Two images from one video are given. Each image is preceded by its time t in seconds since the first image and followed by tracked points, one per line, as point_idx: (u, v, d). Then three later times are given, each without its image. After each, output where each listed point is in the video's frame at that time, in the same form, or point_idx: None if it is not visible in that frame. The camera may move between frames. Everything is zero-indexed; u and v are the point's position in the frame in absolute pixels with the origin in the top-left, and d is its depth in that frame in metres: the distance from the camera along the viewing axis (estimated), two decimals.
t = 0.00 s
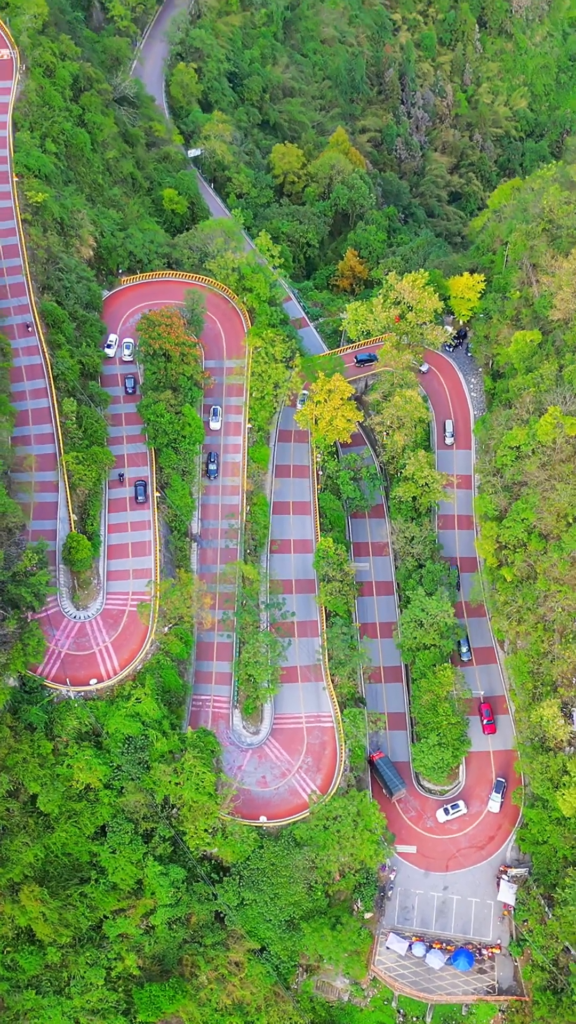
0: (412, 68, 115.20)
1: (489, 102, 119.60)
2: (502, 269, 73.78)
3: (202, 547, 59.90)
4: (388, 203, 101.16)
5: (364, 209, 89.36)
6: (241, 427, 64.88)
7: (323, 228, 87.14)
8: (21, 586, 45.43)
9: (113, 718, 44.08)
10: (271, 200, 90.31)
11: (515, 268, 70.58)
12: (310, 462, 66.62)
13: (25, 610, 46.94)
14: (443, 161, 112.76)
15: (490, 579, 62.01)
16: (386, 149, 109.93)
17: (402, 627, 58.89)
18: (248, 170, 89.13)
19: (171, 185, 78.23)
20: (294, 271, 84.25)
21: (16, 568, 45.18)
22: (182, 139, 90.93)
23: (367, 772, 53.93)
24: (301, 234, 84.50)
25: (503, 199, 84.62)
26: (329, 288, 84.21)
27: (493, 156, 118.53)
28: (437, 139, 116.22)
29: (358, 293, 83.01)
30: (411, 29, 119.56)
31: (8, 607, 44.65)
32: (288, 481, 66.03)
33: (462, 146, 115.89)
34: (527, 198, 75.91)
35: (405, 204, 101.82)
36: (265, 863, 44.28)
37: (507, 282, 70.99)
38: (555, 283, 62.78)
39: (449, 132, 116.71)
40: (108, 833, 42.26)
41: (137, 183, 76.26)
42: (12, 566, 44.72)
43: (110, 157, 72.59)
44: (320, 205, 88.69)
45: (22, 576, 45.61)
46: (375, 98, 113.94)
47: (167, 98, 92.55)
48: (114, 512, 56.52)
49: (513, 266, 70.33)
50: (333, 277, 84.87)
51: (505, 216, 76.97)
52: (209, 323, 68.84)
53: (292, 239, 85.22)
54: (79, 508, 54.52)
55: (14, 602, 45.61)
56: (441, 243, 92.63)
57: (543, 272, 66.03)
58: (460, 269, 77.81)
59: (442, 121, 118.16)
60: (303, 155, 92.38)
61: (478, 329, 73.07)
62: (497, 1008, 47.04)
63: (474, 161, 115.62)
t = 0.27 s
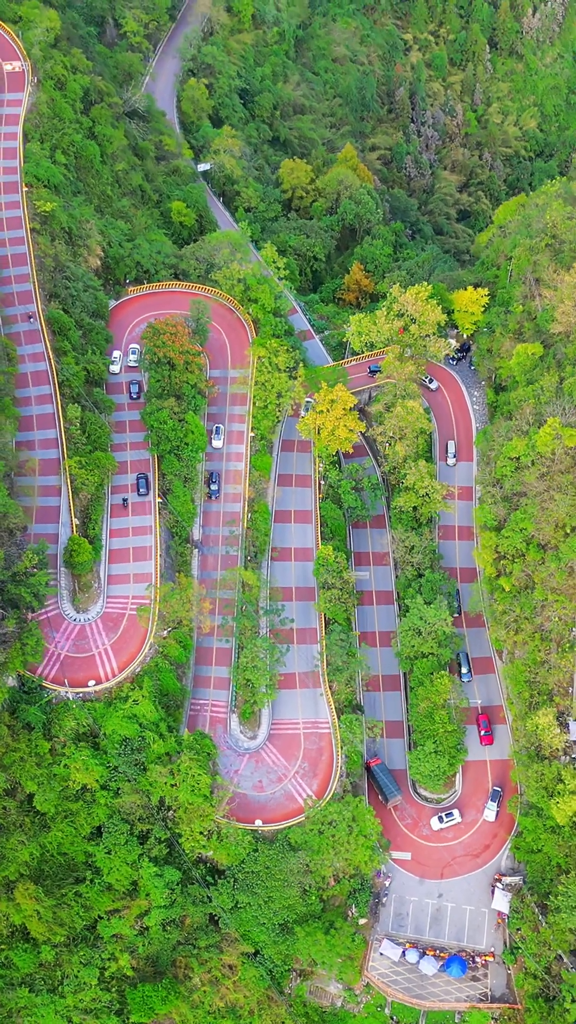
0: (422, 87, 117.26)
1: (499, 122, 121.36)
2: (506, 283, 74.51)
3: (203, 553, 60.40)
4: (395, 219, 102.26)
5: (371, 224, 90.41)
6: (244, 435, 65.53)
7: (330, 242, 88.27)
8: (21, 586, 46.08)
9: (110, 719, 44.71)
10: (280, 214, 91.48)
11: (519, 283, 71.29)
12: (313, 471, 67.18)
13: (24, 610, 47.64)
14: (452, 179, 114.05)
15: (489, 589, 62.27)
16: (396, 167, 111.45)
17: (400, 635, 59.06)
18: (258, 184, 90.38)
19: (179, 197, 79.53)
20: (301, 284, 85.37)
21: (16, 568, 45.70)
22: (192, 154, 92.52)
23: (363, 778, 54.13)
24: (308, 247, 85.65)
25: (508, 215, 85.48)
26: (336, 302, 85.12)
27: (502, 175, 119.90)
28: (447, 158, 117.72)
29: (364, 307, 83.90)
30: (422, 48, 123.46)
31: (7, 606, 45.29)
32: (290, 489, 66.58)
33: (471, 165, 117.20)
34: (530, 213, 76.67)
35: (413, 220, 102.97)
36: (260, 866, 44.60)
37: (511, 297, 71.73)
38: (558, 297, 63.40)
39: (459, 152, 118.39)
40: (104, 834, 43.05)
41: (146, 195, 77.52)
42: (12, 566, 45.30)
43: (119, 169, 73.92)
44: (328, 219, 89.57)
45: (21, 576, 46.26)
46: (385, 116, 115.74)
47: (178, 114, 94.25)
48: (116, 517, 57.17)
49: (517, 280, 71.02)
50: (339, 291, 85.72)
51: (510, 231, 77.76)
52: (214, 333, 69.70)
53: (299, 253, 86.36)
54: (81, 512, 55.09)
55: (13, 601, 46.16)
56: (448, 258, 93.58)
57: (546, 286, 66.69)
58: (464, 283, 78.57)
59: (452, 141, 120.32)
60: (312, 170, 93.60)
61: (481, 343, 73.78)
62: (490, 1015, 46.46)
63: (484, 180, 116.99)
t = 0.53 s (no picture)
0: (433, 109, 119.07)
1: (510, 144, 122.87)
2: (511, 299, 75.28)
3: (205, 560, 60.98)
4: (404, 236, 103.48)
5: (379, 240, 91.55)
6: (247, 444, 66.29)
7: (337, 257, 89.46)
8: (21, 585, 46.89)
9: (108, 719, 45.41)
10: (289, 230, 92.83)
11: (523, 299, 72.08)
12: (316, 481, 67.79)
13: (24, 609, 48.44)
14: (463, 198, 115.40)
15: (488, 599, 62.58)
16: (406, 186, 113.05)
17: (399, 644, 59.33)
18: (268, 200, 91.83)
19: (189, 211, 80.92)
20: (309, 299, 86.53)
21: (16, 569, 46.75)
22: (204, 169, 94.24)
23: (360, 785, 54.36)
24: (316, 262, 86.91)
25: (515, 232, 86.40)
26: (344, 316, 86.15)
27: (512, 195, 121.34)
28: (457, 177, 119.22)
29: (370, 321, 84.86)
30: (435, 70, 125.60)
31: (7, 605, 46.13)
32: (292, 498, 67.22)
33: (482, 186, 118.98)
34: (535, 229, 77.50)
35: (421, 238, 104.17)
36: (254, 869, 44.99)
37: (515, 312, 72.52)
38: (561, 313, 64.11)
39: (470, 172, 119.80)
40: (100, 834, 43.63)
41: (156, 208, 78.87)
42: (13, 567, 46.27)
43: (129, 182, 75.38)
44: (336, 235, 90.93)
45: (21, 576, 47.10)
46: (397, 136, 117.61)
47: (191, 131, 96.10)
48: (119, 522, 57.86)
49: (522, 296, 71.77)
50: (346, 306, 86.64)
51: (515, 247, 78.56)
52: (220, 343, 70.68)
53: (307, 268, 87.58)
54: (84, 516, 55.74)
55: (13, 601, 46.94)
56: (455, 275, 94.59)
57: (548, 301, 67.43)
58: (470, 298, 79.40)
59: (463, 161, 121.87)
60: (322, 187, 95.07)
61: (486, 359, 74.52)
62: None
63: (494, 200, 118.56)
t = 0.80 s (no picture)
0: (444, 129, 121.31)
1: (520, 164, 124.31)
2: (515, 314, 76.09)
3: (206, 566, 61.57)
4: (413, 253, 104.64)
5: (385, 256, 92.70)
6: (251, 454, 67.08)
7: (344, 271, 90.69)
8: (21, 585, 47.66)
9: (106, 721, 45.96)
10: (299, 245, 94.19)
11: (526, 314, 72.91)
12: (318, 491, 68.43)
13: (25, 610, 49.16)
14: (472, 218, 116.73)
15: (487, 609, 62.94)
16: (416, 205, 114.57)
17: (398, 652, 59.64)
18: (276, 216, 93.24)
19: (198, 224, 82.34)
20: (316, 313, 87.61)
21: (18, 570, 47.62)
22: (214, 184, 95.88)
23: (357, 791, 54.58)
24: (322, 277, 88.20)
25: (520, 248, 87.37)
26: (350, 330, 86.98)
27: (521, 215, 122.68)
28: (467, 197, 120.74)
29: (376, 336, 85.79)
30: (446, 91, 127.67)
31: (7, 605, 46.88)
32: (294, 506, 67.86)
33: (491, 205, 120.19)
34: (539, 245, 78.45)
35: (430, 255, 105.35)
36: (249, 872, 45.38)
37: (518, 327, 73.32)
38: (563, 327, 64.89)
39: (479, 192, 121.35)
40: (96, 834, 44.09)
41: (165, 221, 80.24)
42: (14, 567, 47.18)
43: (139, 195, 76.86)
44: (343, 250, 92.27)
45: (22, 576, 47.90)
46: (407, 156, 119.39)
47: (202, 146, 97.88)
48: (121, 526, 58.62)
49: (525, 311, 72.57)
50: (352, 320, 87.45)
51: (519, 263, 79.52)
52: (225, 354, 71.73)
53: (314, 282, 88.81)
54: (87, 521, 56.42)
55: (13, 601, 47.68)
56: (462, 291, 95.57)
57: (551, 316, 68.25)
58: (475, 313, 80.27)
59: (473, 181, 123.47)
60: (330, 203, 96.58)
61: (490, 373, 75.31)
62: None
63: (503, 220, 119.81)
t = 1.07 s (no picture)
0: (453, 148, 123.27)
1: (529, 184, 125.64)
2: (519, 328, 76.80)
3: (208, 572, 62.10)
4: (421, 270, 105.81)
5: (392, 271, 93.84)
6: (254, 463, 67.82)
7: (351, 286, 91.94)
8: (22, 586, 48.38)
9: (105, 723, 46.42)
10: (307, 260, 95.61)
11: (529, 328, 73.63)
12: (321, 501, 69.01)
13: (26, 611, 49.86)
14: (481, 236, 118.11)
15: (485, 619, 63.27)
16: (425, 223, 116.04)
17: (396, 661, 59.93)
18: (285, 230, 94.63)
19: (206, 238, 83.71)
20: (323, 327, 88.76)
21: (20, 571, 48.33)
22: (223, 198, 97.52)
23: (354, 797, 54.85)
24: (329, 291, 89.51)
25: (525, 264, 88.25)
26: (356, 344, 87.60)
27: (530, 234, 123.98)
28: (476, 216, 122.32)
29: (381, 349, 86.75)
30: (456, 111, 129.60)
31: (8, 605, 47.60)
32: (296, 515, 68.51)
33: (500, 224, 121.80)
34: (542, 260, 79.27)
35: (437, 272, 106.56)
36: (244, 875, 45.80)
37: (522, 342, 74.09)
38: (564, 341, 65.61)
39: (488, 211, 122.85)
40: (93, 835, 44.54)
41: (174, 234, 81.64)
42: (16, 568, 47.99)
43: (148, 208, 78.29)
44: (350, 265, 93.68)
45: (24, 577, 48.63)
46: (417, 175, 121.15)
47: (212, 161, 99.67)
48: (124, 532, 59.39)
49: (529, 325, 73.28)
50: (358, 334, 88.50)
51: (524, 278, 80.31)
52: (230, 365, 72.71)
53: (321, 296, 90.06)
54: (90, 525, 57.06)
55: (15, 601, 48.39)
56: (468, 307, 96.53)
57: (552, 330, 68.98)
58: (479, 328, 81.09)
59: (482, 200, 125.01)
60: (338, 219, 98.04)
61: (493, 388, 76.08)
62: None
63: (512, 238, 121.09)
